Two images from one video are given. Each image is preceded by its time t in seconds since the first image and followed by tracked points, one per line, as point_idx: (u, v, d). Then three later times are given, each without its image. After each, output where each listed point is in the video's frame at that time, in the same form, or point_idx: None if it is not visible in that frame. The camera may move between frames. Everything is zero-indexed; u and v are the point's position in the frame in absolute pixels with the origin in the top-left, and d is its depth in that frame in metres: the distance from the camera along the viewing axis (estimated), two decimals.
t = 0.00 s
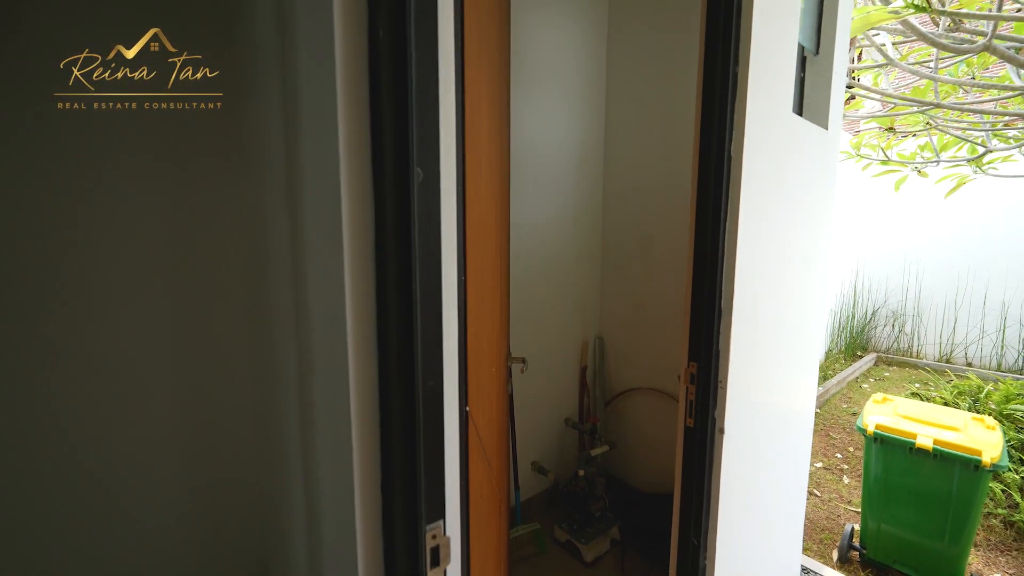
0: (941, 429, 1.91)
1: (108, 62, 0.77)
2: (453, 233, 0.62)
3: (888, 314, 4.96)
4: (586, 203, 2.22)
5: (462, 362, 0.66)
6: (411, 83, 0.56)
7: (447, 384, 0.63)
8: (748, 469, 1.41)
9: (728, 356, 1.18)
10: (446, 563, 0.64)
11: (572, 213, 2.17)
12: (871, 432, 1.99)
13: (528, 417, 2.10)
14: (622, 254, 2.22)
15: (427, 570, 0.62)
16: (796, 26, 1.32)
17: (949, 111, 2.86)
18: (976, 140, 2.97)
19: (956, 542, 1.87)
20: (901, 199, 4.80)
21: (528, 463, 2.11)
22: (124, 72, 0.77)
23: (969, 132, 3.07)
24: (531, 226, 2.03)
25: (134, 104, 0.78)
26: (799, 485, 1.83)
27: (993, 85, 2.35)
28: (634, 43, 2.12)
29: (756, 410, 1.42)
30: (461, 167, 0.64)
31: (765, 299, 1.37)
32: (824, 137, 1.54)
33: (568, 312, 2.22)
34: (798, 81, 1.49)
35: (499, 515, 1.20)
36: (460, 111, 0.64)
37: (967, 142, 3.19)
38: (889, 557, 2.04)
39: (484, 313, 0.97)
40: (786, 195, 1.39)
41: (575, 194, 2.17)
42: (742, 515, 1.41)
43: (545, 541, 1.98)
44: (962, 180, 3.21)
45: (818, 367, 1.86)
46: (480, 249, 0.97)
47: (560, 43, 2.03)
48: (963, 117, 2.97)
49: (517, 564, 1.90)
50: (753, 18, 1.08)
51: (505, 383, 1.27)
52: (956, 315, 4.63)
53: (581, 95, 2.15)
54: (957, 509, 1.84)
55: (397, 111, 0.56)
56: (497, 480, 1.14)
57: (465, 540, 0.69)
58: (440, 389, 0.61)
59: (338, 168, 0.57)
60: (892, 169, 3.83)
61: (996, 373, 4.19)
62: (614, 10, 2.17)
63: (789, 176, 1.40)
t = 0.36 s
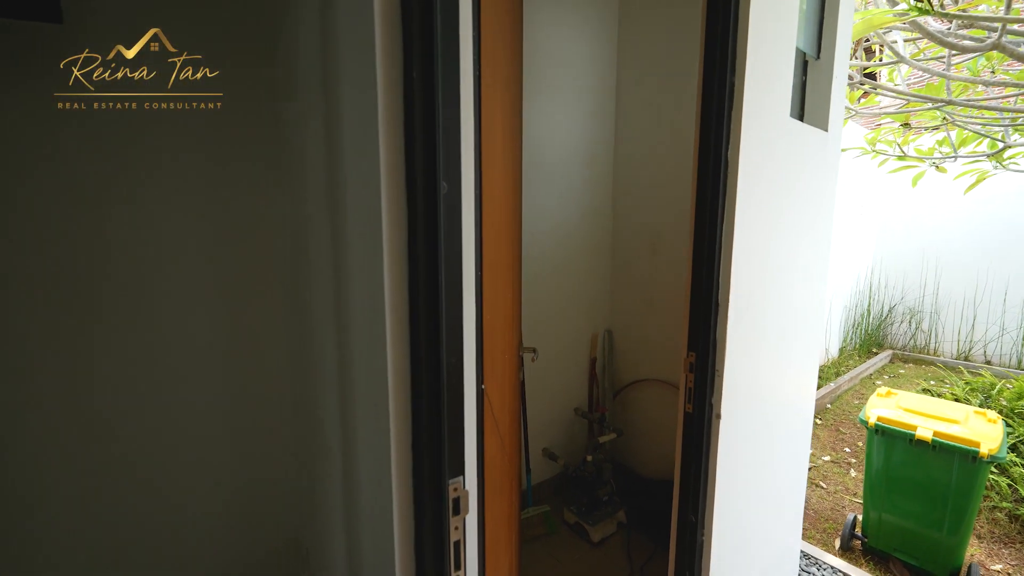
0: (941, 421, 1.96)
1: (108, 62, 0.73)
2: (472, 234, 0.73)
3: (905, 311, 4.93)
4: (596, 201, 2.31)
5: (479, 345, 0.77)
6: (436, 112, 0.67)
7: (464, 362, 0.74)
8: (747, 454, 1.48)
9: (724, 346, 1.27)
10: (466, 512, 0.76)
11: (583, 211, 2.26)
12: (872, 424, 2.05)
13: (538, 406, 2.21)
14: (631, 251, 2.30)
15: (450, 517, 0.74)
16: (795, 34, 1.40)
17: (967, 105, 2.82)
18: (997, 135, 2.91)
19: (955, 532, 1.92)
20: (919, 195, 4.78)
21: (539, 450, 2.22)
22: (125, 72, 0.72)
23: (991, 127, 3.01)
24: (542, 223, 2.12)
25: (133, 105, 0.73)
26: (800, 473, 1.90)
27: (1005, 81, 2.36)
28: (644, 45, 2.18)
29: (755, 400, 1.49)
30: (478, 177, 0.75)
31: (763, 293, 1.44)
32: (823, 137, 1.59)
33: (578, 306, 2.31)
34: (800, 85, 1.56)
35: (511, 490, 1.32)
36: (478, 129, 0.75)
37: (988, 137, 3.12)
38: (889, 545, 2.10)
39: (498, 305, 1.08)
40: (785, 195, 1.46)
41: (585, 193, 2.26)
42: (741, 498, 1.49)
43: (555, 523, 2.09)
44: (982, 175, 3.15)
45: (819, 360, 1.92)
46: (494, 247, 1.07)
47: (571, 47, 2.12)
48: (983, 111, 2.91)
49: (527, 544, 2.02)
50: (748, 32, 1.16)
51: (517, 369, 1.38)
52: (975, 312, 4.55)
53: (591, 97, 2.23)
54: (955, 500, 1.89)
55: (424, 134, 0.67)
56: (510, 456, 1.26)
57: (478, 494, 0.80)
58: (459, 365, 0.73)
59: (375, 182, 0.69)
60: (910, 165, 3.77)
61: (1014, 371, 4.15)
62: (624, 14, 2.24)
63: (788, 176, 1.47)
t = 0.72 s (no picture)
0: (965, 422, 1.95)
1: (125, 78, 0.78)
2: (502, 233, 0.81)
3: (941, 312, 4.78)
4: (617, 201, 2.38)
5: (507, 333, 0.85)
6: (473, 126, 0.75)
7: (495, 344, 0.81)
8: (761, 446, 1.54)
9: (737, 341, 1.33)
10: (495, 482, 0.83)
11: (604, 211, 2.33)
12: (892, 423, 2.06)
13: (560, 398, 2.30)
14: (651, 250, 2.36)
15: (481, 484, 0.81)
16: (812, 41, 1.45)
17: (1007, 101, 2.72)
18: None
19: (977, 533, 1.92)
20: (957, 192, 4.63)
21: (560, 441, 2.31)
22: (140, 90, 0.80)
23: None
24: (565, 223, 2.21)
25: (132, 104, 1.31)
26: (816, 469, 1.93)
27: None
28: (666, 49, 2.23)
29: (771, 394, 1.54)
30: (508, 184, 0.83)
31: (779, 291, 1.49)
32: (842, 140, 1.62)
33: (599, 303, 2.39)
34: (818, 89, 1.61)
35: (533, 472, 1.41)
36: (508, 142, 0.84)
37: None
38: (910, 544, 2.11)
39: (522, 299, 1.18)
40: (802, 196, 1.50)
41: (606, 194, 2.33)
42: (755, 488, 1.54)
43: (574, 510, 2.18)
44: None
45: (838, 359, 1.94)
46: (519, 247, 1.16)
47: (593, 53, 2.19)
48: None
49: (548, 529, 2.12)
50: (762, 43, 1.22)
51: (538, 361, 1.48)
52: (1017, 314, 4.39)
53: (613, 101, 2.30)
54: (978, 501, 1.89)
55: (462, 146, 0.76)
56: (532, 440, 1.35)
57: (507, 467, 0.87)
58: (490, 347, 0.80)
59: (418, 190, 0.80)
60: (947, 162, 3.64)
61: None
62: (646, 18, 2.30)
63: (805, 177, 1.51)
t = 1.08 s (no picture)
0: (993, 423, 1.94)
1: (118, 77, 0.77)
2: (531, 234, 0.92)
3: (983, 315, 4.59)
4: (640, 202, 2.45)
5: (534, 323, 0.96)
6: (507, 140, 0.85)
7: (523, 329, 0.91)
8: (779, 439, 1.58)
9: (753, 337, 1.39)
10: (523, 454, 0.93)
11: (627, 212, 2.41)
12: (917, 423, 2.06)
13: (583, 392, 2.39)
14: (673, 250, 2.42)
15: (511, 455, 0.91)
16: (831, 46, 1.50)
17: None
18: None
19: (1005, 536, 1.90)
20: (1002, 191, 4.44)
21: (582, 434, 2.40)
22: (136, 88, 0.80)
23: None
24: (589, 223, 2.29)
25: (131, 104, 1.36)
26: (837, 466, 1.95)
27: None
28: (690, 52, 2.28)
29: (788, 389, 1.58)
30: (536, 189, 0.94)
31: (799, 291, 1.54)
32: (863, 142, 1.65)
33: (621, 302, 2.46)
34: (840, 91, 1.65)
35: (555, 456, 1.52)
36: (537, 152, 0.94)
37: None
38: (935, 546, 2.10)
39: (547, 295, 1.28)
40: (823, 198, 1.55)
41: (628, 195, 2.40)
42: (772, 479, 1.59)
43: (595, 500, 2.26)
44: None
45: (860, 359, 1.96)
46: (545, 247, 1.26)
47: (617, 59, 2.27)
48: None
49: (570, 516, 2.21)
50: (779, 52, 1.28)
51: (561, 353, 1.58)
52: None
53: (636, 105, 2.37)
54: (1006, 503, 1.88)
55: (497, 156, 0.85)
56: (556, 426, 1.46)
57: (533, 441, 0.97)
58: (519, 331, 0.90)
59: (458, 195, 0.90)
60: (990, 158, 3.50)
61: None
62: (670, 24, 2.36)
63: (826, 179, 1.55)
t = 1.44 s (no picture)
0: None
1: (108, 62, 0.80)
2: (554, 231, 1.01)
3: None
4: (664, 201, 2.49)
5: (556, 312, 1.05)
6: (534, 146, 0.94)
7: (545, 317, 1.00)
8: (799, 433, 1.61)
9: (771, 331, 1.44)
10: (546, 431, 1.03)
11: (651, 210, 2.46)
12: (946, 424, 2.04)
13: (605, 386, 2.45)
14: (697, 248, 2.45)
15: (534, 431, 1.01)
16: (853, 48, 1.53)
17: None
18: None
19: None
20: None
21: (604, 427, 2.48)
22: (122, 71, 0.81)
23: None
24: (612, 222, 2.36)
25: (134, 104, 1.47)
26: (861, 464, 1.94)
27: None
28: (714, 53, 2.30)
29: (808, 384, 1.61)
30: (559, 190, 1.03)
31: (819, 287, 1.56)
32: (889, 141, 1.66)
33: (644, 298, 2.51)
34: (864, 90, 1.67)
35: (575, 442, 1.60)
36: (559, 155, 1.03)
37: None
38: (965, 549, 2.07)
39: (570, 288, 1.36)
40: (844, 197, 1.57)
41: (652, 193, 2.45)
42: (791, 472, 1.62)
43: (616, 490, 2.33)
44: None
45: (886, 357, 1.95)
46: (570, 243, 1.34)
47: (641, 62, 2.33)
48: None
49: (591, 505, 2.29)
50: (798, 54, 1.32)
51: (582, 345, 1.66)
52: None
53: (660, 106, 2.41)
54: None
55: (524, 160, 0.94)
56: (577, 412, 1.54)
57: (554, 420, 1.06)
58: (542, 319, 0.99)
59: (489, 195, 1.00)
60: None
61: None
62: (695, 25, 2.40)
63: (847, 178, 1.57)
